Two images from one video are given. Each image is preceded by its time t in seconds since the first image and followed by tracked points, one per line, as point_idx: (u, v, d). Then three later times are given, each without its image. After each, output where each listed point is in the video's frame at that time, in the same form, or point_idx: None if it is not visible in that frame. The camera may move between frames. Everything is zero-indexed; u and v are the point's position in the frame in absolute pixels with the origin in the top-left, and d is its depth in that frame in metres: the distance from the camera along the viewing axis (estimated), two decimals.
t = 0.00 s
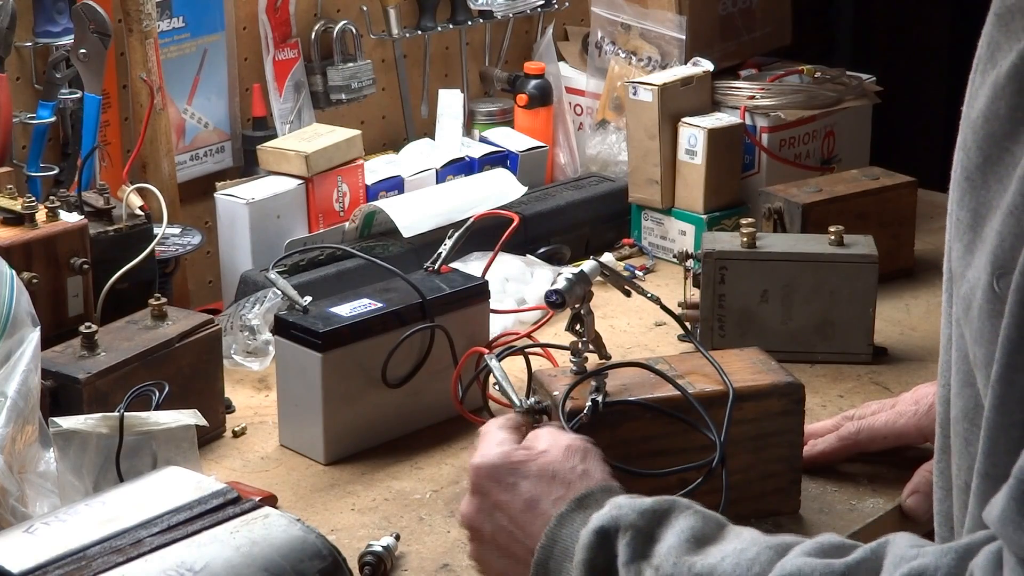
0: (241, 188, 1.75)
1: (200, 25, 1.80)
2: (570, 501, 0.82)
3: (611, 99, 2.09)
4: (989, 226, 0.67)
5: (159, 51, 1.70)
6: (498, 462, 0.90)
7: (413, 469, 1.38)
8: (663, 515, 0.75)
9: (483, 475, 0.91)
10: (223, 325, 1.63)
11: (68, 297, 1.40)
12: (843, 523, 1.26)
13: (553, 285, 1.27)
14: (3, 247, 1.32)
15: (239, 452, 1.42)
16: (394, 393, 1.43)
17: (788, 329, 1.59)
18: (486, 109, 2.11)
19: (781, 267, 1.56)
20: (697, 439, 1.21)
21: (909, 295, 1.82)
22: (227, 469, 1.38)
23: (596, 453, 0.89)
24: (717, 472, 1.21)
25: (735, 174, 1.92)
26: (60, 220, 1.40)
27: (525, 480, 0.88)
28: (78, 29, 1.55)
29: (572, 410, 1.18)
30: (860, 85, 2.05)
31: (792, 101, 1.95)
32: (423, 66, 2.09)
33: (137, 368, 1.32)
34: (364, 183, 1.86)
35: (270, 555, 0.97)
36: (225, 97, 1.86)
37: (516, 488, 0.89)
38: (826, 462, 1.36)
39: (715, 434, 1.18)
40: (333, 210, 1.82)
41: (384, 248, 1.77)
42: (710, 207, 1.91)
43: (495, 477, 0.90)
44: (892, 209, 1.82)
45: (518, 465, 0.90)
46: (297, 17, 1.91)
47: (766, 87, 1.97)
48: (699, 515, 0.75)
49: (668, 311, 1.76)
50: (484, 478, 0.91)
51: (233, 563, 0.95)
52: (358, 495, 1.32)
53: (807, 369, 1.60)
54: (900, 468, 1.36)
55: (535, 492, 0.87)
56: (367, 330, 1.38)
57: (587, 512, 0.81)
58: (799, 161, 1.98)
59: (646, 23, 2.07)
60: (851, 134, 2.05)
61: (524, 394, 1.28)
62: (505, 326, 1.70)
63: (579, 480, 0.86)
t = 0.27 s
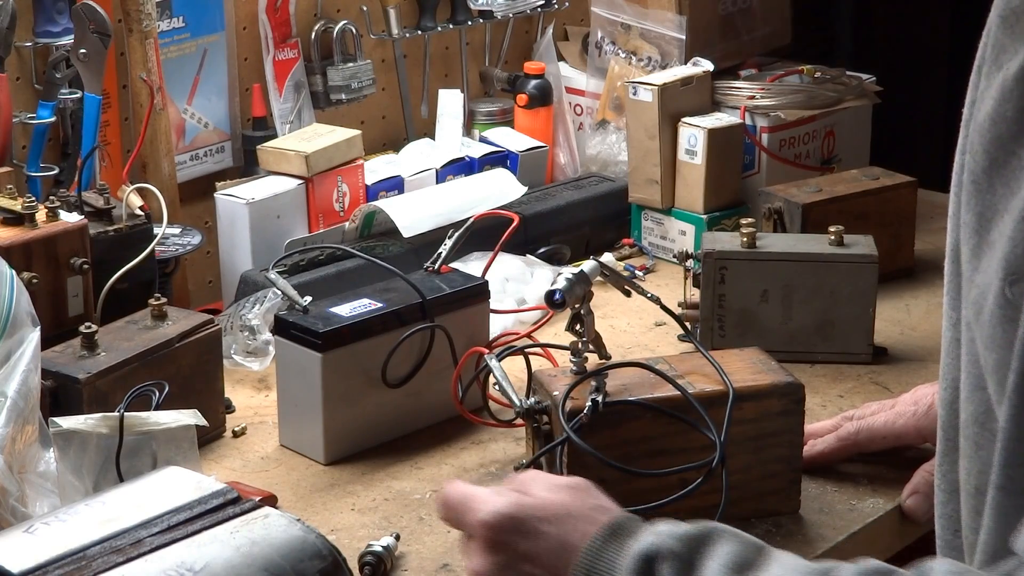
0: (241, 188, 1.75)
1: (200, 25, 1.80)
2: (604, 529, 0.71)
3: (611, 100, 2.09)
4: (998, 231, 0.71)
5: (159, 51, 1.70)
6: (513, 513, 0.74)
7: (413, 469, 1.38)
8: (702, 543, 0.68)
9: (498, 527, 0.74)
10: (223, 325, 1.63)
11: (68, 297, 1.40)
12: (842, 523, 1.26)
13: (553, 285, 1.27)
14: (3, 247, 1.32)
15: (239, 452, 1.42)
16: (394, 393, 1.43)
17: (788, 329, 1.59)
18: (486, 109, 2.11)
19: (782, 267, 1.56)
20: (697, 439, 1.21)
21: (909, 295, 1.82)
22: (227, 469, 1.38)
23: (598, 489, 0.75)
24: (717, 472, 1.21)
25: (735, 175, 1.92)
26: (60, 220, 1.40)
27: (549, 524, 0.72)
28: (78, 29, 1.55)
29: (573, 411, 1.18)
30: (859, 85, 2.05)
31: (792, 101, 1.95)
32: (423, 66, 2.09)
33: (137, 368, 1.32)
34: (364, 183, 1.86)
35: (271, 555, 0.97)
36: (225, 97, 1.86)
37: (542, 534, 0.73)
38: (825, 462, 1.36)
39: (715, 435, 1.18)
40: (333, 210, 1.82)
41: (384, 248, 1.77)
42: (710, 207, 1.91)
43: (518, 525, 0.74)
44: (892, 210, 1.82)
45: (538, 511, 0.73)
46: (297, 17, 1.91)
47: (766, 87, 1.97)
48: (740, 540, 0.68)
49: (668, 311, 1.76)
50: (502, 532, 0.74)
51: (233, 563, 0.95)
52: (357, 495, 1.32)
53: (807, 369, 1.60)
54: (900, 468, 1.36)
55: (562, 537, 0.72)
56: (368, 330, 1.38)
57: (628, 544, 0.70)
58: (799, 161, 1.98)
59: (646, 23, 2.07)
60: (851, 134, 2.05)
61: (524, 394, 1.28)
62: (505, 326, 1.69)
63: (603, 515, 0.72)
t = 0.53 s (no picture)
0: (241, 188, 1.75)
1: (200, 25, 1.80)
2: None
3: (611, 99, 2.09)
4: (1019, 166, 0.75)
5: (159, 51, 1.70)
6: None
7: (413, 469, 1.38)
8: None
9: None
10: (223, 325, 1.62)
11: (68, 297, 1.40)
12: (842, 523, 1.26)
13: (553, 285, 1.27)
14: (3, 247, 1.32)
15: (239, 452, 1.42)
16: (394, 393, 1.43)
17: (788, 329, 1.59)
18: (486, 109, 2.11)
19: (782, 267, 1.56)
20: (697, 439, 1.21)
21: (909, 295, 1.82)
22: (228, 468, 1.38)
23: None
24: (717, 472, 1.21)
25: (735, 175, 1.92)
26: (60, 220, 1.40)
27: None
28: (78, 29, 1.55)
29: (573, 410, 1.18)
30: (859, 85, 2.05)
31: (792, 101, 1.95)
32: (423, 66, 2.09)
33: (137, 368, 1.32)
34: (364, 183, 1.86)
35: (271, 555, 0.97)
36: (226, 97, 1.86)
37: None
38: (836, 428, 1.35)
39: (715, 434, 1.18)
40: (333, 210, 1.82)
41: (384, 248, 1.77)
42: (710, 207, 1.91)
43: None
44: (892, 210, 1.82)
45: None
46: (297, 17, 1.91)
47: (766, 87, 1.97)
48: None
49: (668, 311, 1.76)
50: None
51: (233, 563, 0.95)
52: (358, 495, 1.32)
53: (807, 369, 1.60)
54: (899, 467, 1.36)
55: None
56: (368, 330, 1.38)
57: None
58: (799, 161, 1.98)
59: (646, 23, 2.07)
60: (851, 134, 2.05)
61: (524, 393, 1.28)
62: (505, 326, 1.70)
63: None
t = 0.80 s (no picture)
0: (241, 188, 1.75)
1: (200, 25, 1.80)
2: None
3: (611, 99, 2.09)
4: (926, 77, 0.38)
5: (159, 51, 1.70)
6: None
7: (413, 469, 1.38)
8: None
9: None
10: (223, 326, 1.62)
11: (68, 297, 1.40)
12: (842, 523, 1.26)
13: (553, 285, 1.27)
14: (3, 247, 1.32)
15: (239, 451, 1.42)
16: (394, 394, 1.43)
17: (788, 329, 1.59)
18: (486, 109, 2.11)
19: (782, 266, 1.56)
20: (697, 439, 1.21)
21: (909, 295, 1.83)
22: (228, 468, 1.38)
23: None
24: (717, 472, 1.21)
25: (735, 175, 1.92)
26: (60, 220, 1.40)
27: None
28: (78, 29, 1.55)
29: (573, 410, 1.18)
30: (859, 85, 2.05)
31: (792, 101, 1.95)
32: (423, 66, 2.09)
33: (137, 368, 1.32)
34: (364, 183, 1.86)
35: (271, 555, 0.97)
36: (226, 97, 1.86)
37: None
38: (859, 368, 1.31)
39: (715, 434, 1.18)
40: (333, 210, 1.82)
41: (384, 248, 1.77)
42: (710, 207, 1.91)
43: None
44: (893, 210, 1.82)
45: None
46: (297, 17, 1.91)
47: (766, 87, 1.97)
48: None
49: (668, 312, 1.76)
50: None
51: (233, 563, 0.95)
52: (358, 495, 1.32)
53: (807, 369, 1.60)
54: (899, 467, 1.36)
55: None
56: (368, 330, 1.38)
57: None
58: (799, 161, 1.98)
59: (646, 23, 2.07)
60: (851, 134, 2.05)
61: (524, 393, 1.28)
62: (505, 325, 1.70)
63: None
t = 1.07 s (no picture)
0: (241, 188, 1.75)
1: (200, 25, 1.80)
2: None
3: (611, 99, 2.09)
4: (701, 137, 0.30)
5: (159, 51, 1.70)
6: None
7: (413, 469, 1.38)
8: None
9: None
10: (223, 326, 1.62)
11: (68, 297, 1.40)
12: (842, 523, 1.26)
13: (552, 285, 1.27)
14: (3, 247, 1.32)
15: (239, 452, 1.42)
16: (394, 394, 1.43)
17: (788, 329, 1.59)
18: (486, 109, 2.11)
19: (782, 266, 1.56)
20: (697, 439, 1.21)
21: (909, 295, 1.83)
22: (228, 469, 1.38)
23: None
24: (717, 472, 1.21)
25: (735, 175, 1.92)
26: (60, 220, 1.40)
27: None
28: (78, 29, 1.55)
29: (572, 410, 1.18)
30: (860, 85, 2.04)
31: (792, 101, 1.95)
32: (423, 66, 2.09)
33: (137, 368, 1.32)
34: (364, 183, 1.86)
35: (270, 555, 0.97)
36: (226, 98, 1.86)
37: None
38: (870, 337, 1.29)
39: (715, 434, 1.18)
40: (333, 210, 1.82)
41: (384, 248, 1.78)
42: (710, 207, 1.91)
43: None
44: (893, 210, 1.82)
45: None
46: (297, 17, 1.91)
47: (766, 87, 1.97)
48: None
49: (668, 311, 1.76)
50: None
51: (232, 563, 0.95)
52: (358, 495, 1.32)
53: (807, 368, 1.60)
54: (898, 467, 1.36)
55: None
56: (367, 330, 1.38)
57: None
58: (799, 161, 1.98)
59: (646, 23, 2.07)
60: (851, 134, 2.05)
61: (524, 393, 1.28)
62: (505, 325, 1.70)
63: None
